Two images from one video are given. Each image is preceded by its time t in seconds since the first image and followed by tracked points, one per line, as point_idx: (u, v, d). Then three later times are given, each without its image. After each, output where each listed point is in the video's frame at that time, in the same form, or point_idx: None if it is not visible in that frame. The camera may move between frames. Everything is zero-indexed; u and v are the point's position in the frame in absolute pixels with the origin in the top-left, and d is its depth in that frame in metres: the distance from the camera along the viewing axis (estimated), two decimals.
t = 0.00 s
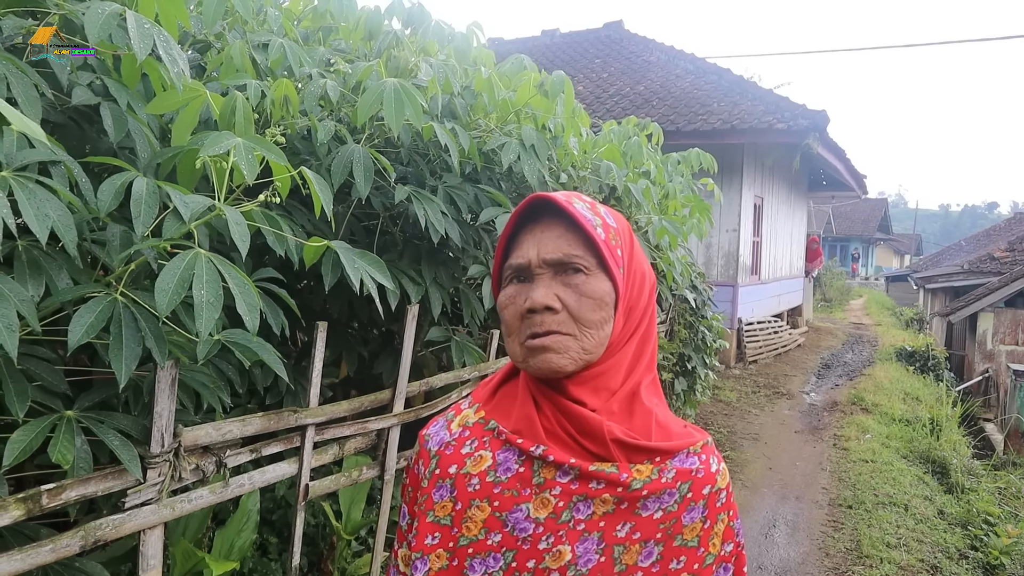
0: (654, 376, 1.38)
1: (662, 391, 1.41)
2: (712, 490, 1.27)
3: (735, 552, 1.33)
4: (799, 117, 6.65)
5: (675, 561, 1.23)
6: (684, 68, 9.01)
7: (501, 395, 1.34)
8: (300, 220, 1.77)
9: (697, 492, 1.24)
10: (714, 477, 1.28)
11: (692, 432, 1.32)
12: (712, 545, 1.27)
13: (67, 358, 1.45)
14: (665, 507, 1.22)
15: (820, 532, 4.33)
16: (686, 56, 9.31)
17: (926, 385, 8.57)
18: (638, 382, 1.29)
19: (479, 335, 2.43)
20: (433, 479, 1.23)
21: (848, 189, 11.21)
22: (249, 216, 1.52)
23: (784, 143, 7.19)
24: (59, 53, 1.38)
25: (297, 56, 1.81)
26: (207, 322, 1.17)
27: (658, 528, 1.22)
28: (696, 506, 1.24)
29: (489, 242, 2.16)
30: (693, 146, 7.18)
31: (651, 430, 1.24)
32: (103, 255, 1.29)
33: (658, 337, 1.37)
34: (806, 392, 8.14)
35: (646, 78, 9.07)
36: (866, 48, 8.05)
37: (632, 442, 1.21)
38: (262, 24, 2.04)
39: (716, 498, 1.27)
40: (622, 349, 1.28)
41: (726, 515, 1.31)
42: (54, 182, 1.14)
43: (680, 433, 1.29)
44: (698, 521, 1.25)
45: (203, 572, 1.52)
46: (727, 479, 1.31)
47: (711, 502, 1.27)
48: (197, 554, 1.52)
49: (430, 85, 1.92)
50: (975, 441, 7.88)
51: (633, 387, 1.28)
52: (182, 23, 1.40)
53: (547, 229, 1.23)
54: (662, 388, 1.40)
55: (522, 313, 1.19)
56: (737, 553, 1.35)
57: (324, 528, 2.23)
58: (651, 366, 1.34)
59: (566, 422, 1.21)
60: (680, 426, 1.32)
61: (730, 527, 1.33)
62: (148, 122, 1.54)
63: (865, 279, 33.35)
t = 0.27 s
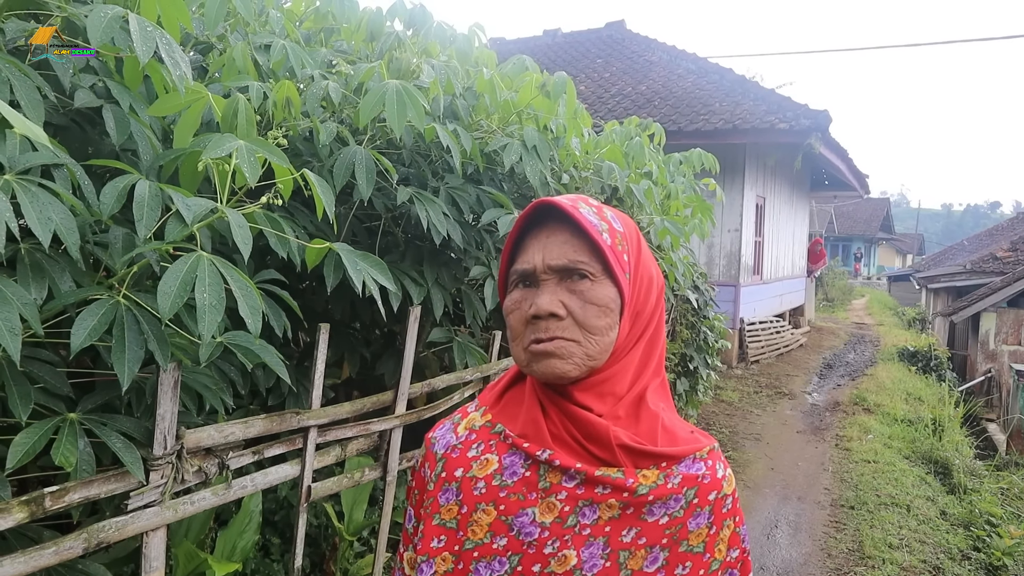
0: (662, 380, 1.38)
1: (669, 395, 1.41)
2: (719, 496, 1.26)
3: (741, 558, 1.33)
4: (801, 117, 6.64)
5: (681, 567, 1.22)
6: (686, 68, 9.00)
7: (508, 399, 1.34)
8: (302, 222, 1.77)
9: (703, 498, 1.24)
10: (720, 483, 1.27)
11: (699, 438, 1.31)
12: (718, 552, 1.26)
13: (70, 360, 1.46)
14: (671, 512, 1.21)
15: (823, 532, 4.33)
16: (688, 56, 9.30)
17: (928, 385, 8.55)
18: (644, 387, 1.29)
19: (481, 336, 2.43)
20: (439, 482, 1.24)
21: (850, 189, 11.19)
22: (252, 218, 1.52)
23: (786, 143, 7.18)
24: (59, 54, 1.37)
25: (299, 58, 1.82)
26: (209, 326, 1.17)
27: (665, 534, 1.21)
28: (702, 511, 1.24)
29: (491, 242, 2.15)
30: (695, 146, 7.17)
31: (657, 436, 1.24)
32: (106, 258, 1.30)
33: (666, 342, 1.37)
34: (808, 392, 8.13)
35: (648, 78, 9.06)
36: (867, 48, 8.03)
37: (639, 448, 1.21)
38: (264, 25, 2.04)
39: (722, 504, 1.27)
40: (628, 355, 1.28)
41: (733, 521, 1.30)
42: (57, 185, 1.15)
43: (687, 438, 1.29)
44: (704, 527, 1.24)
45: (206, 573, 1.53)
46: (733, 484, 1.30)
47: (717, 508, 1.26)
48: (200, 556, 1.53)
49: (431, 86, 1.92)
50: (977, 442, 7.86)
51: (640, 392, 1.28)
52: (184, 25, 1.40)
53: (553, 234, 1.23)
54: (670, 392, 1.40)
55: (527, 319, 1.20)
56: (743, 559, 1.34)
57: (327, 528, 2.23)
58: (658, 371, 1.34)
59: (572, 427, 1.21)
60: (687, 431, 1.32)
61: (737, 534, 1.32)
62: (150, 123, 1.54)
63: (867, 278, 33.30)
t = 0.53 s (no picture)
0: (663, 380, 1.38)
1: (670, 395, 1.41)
2: (721, 495, 1.26)
3: (742, 556, 1.33)
4: (803, 117, 6.63)
5: (683, 566, 1.22)
6: (688, 68, 8.99)
7: (509, 398, 1.34)
8: (304, 221, 1.77)
9: (705, 497, 1.24)
10: (722, 482, 1.27)
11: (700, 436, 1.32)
12: (720, 550, 1.27)
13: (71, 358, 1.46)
14: (673, 511, 1.21)
15: (824, 532, 4.32)
16: (690, 56, 9.29)
17: (930, 386, 8.54)
18: (646, 387, 1.29)
19: (482, 335, 2.43)
20: (440, 482, 1.24)
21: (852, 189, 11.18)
22: (253, 216, 1.52)
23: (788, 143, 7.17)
24: (59, 53, 1.37)
25: (300, 57, 1.82)
26: (210, 323, 1.17)
27: (667, 533, 1.21)
28: (705, 510, 1.24)
29: (492, 242, 2.15)
30: (697, 146, 7.16)
31: (659, 434, 1.24)
32: (106, 256, 1.30)
33: (667, 341, 1.37)
34: (810, 393, 8.12)
35: (650, 77, 9.06)
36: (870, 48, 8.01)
37: (642, 446, 1.21)
38: (265, 24, 2.04)
39: (724, 503, 1.27)
40: (631, 354, 1.28)
41: (733, 520, 1.30)
42: (58, 183, 1.15)
43: (689, 437, 1.29)
44: (706, 525, 1.24)
45: (206, 572, 1.53)
46: (734, 483, 1.30)
47: (719, 507, 1.26)
48: (200, 554, 1.53)
49: (433, 85, 1.93)
50: (980, 442, 7.85)
51: (642, 391, 1.28)
52: (185, 23, 1.39)
53: (560, 230, 1.22)
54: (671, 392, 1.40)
55: (533, 315, 1.19)
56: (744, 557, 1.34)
57: (327, 527, 2.23)
58: (658, 370, 1.35)
59: (574, 426, 1.21)
60: (687, 430, 1.32)
61: (738, 532, 1.32)
62: (151, 122, 1.54)
63: (869, 279, 33.25)
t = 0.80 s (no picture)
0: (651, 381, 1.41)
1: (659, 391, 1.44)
2: (718, 487, 1.29)
3: (736, 545, 1.35)
4: (805, 118, 6.63)
5: (684, 559, 1.24)
6: (690, 68, 8.98)
7: (504, 400, 1.32)
8: (306, 221, 1.78)
9: (704, 489, 1.26)
10: (718, 475, 1.30)
11: (694, 430, 1.35)
12: (714, 539, 1.29)
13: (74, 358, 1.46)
14: (674, 505, 1.23)
15: (825, 533, 4.32)
16: (692, 56, 9.28)
17: (932, 386, 8.53)
18: (641, 388, 1.31)
19: (483, 336, 2.43)
20: (439, 487, 1.21)
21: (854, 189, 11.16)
22: (255, 217, 1.52)
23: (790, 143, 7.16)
24: (58, 53, 1.38)
25: (302, 58, 1.82)
26: (212, 324, 1.17)
27: (669, 527, 1.22)
28: (703, 503, 1.26)
29: (494, 243, 2.16)
30: (699, 146, 7.16)
31: (656, 430, 1.27)
32: (109, 257, 1.30)
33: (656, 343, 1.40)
34: (812, 393, 8.12)
35: (652, 78, 9.05)
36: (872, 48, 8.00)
37: (643, 444, 1.22)
38: (267, 25, 2.05)
39: (719, 494, 1.30)
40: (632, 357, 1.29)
41: (728, 510, 1.33)
42: (61, 184, 1.15)
43: (683, 432, 1.32)
44: (704, 518, 1.26)
45: (208, 571, 1.53)
46: (728, 474, 1.34)
47: (716, 498, 1.29)
48: (202, 554, 1.53)
49: (435, 86, 1.93)
50: (982, 443, 7.83)
51: (638, 391, 1.30)
52: (188, 23, 1.39)
53: (593, 231, 1.19)
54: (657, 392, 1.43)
55: (556, 315, 1.15)
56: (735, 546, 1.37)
57: (329, 527, 2.23)
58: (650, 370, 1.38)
59: (577, 427, 1.21)
60: (682, 425, 1.34)
61: (731, 522, 1.35)
62: (154, 123, 1.55)
63: (871, 279, 33.22)
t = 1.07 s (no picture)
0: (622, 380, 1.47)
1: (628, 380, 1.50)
2: (712, 437, 1.37)
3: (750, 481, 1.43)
4: (807, 118, 6.63)
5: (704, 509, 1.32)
6: (692, 69, 8.98)
7: (503, 406, 1.29)
8: (309, 224, 1.79)
9: (704, 447, 1.34)
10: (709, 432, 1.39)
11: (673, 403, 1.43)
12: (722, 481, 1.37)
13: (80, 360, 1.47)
14: (686, 470, 1.29)
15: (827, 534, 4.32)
16: (694, 57, 9.28)
17: (934, 387, 8.52)
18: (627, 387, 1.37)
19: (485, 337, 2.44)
20: (458, 505, 1.20)
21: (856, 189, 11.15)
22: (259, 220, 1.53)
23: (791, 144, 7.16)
24: (59, 53, 1.42)
25: (305, 60, 1.83)
26: (218, 326, 1.18)
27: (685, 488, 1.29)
28: (709, 454, 1.34)
29: (496, 244, 2.17)
30: (700, 147, 7.16)
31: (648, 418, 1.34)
32: (115, 260, 1.31)
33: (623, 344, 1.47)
34: (813, 394, 8.11)
35: (654, 78, 9.05)
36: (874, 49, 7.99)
37: (647, 432, 1.29)
38: (271, 28, 2.05)
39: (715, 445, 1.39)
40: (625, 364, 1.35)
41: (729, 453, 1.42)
42: (68, 188, 1.16)
43: (667, 410, 1.40)
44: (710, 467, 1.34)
45: (213, 571, 1.54)
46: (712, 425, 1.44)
47: (718, 450, 1.36)
48: (207, 554, 1.54)
49: (437, 89, 1.94)
50: (984, 444, 7.83)
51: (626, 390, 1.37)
52: (192, 27, 1.40)
53: (660, 255, 1.23)
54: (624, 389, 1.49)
55: (616, 327, 1.15)
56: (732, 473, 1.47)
57: (332, 528, 2.25)
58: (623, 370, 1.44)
59: (586, 429, 1.24)
60: (662, 403, 1.43)
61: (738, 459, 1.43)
62: (159, 126, 1.56)
63: (873, 279, 33.18)
